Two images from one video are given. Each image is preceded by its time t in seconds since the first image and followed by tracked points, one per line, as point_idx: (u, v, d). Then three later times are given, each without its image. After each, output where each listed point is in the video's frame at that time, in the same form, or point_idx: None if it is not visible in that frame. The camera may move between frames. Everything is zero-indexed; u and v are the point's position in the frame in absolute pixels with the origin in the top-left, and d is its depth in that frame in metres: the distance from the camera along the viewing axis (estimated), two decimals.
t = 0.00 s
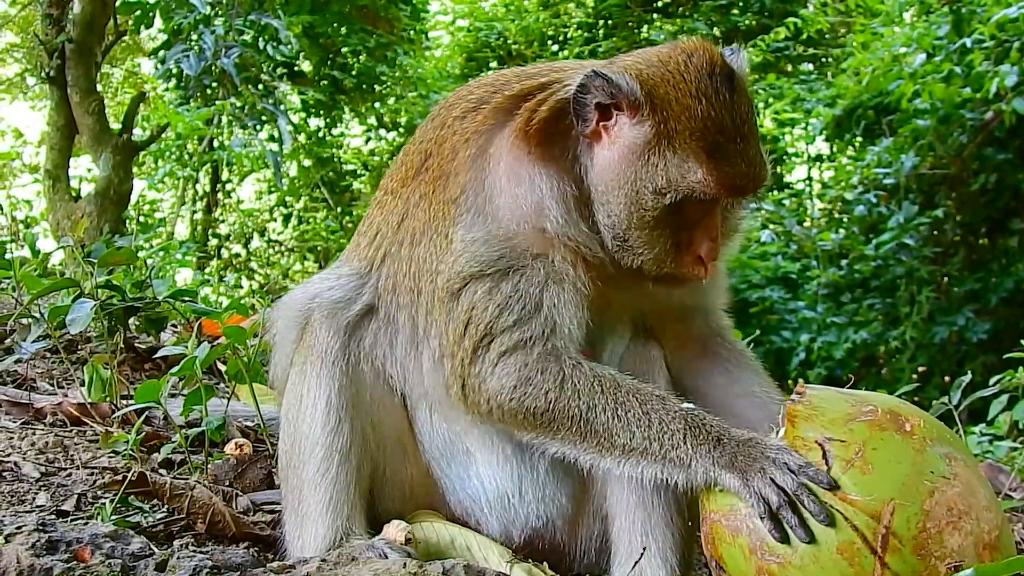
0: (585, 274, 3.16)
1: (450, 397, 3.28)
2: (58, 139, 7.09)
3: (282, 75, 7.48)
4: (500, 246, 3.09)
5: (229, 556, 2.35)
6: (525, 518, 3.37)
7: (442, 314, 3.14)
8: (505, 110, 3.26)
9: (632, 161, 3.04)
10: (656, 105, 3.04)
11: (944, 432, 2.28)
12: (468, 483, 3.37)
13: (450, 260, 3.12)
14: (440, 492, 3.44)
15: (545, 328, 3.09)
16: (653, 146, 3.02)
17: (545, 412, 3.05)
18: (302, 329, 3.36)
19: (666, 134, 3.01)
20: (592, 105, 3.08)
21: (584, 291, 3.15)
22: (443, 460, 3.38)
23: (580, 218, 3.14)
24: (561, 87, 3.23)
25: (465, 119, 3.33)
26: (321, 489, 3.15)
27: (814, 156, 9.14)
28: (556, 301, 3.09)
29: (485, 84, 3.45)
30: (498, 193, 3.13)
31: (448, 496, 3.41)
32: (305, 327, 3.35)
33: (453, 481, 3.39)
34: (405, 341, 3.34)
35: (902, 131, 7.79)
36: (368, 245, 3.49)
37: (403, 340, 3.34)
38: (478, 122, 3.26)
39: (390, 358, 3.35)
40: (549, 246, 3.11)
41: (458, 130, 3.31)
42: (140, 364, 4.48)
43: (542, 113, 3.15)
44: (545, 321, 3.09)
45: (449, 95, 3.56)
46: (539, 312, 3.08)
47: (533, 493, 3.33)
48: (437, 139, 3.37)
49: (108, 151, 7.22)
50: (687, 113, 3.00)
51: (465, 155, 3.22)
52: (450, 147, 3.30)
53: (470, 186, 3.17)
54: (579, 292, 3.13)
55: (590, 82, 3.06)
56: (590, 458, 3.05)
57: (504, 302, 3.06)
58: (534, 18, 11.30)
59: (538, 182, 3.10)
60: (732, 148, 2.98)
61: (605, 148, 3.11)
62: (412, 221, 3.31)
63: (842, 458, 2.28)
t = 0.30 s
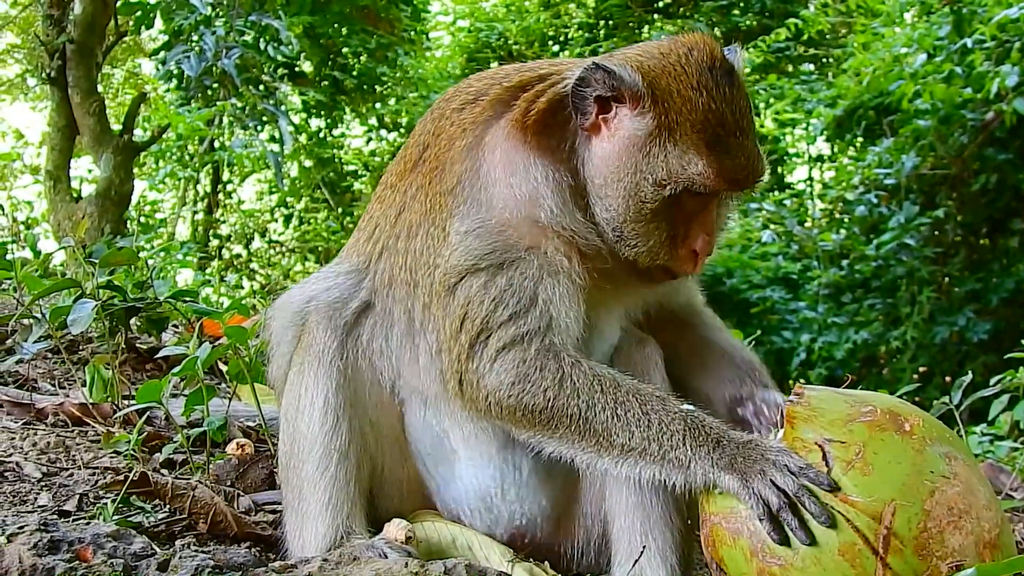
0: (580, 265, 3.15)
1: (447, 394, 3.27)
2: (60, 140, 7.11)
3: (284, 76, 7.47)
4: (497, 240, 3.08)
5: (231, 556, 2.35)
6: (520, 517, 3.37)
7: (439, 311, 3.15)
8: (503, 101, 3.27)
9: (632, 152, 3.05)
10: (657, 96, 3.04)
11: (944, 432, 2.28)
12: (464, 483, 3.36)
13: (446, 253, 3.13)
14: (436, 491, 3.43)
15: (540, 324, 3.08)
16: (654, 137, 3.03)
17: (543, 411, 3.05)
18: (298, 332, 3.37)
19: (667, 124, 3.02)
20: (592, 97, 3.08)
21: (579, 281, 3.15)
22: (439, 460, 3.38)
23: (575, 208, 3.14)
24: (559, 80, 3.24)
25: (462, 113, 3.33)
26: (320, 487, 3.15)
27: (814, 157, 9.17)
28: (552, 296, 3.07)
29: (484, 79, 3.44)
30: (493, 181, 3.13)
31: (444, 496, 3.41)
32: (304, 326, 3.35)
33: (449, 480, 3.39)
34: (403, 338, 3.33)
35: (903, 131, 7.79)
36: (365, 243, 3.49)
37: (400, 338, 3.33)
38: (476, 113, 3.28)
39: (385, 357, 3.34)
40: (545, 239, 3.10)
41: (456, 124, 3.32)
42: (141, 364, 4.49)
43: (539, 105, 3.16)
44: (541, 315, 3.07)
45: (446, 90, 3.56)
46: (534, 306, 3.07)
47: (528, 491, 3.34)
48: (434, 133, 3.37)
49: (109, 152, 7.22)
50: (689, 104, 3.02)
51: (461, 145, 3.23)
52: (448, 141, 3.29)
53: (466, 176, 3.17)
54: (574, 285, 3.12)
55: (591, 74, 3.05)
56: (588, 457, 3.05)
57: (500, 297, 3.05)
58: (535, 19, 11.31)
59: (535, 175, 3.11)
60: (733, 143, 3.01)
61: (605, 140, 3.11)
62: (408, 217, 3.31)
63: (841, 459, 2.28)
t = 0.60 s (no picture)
0: (589, 274, 3.16)
1: (445, 400, 3.27)
2: (60, 138, 7.10)
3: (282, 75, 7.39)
4: (503, 249, 3.10)
5: (233, 555, 2.35)
6: (522, 519, 3.38)
7: (441, 315, 3.15)
8: (499, 110, 3.29)
9: (630, 145, 3.10)
10: (641, 89, 3.15)
11: (945, 431, 2.29)
12: (465, 486, 3.36)
13: (451, 261, 3.13)
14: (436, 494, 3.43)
15: (545, 334, 3.09)
16: (646, 124, 3.10)
17: (544, 415, 3.04)
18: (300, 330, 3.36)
19: (656, 109, 3.11)
20: (581, 112, 3.14)
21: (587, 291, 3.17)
22: (438, 464, 3.36)
23: (586, 222, 3.15)
24: (550, 92, 3.25)
25: (462, 121, 3.34)
26: (321, 488, 3.16)
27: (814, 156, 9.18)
28: (558, 305, 3.10)
29: (481, 86, 3.45)
30: (502, 192, 3.14)
31: (445, 498, 3.41)
32: (303, 328, 3.35)
33: (450, 484, 3.38)
34: (401, 342, 3.31)
35: (902, 130, 7.80)
36: (366, 246, 3.48)
37: (399, 341, 3.32)
38: (478, 122, 3.28)
39: (385, 361, 3.32)
40: (551, 249, 3.11)
41: (456, 132, 3.33)
42: (141, 363, 4.50)
43: (537, 116, 3.18)
44: (546, 325, 3.09)
45: (444, 97, 3.57)
46: (540, 315, 3.09)
47: (530, 493, 3.35)
48: (434, 141, 3.38)
49: (109, 150, 7.22)
50: (675, 86, 3.13)
51: (467, 156, 3.23)
52: (450, 149, 3.30)
53: (473, 186, 3.18)
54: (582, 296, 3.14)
55: (572, 86, 3.12)
56: (589, 461, 3.05)
57: (505, 305, 3.06)
58: (534, 17, 11.30)
59: (541, 184, 3.12)
60: (725, 108, 3.11)
61: (605, 147, 3.14)
62: (410, 222, 3.31)
63: (843, 457, 2.29)
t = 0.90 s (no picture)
0: (589, 282, 3.14)
1: (444, 402, 3.26)
2: (59, 139, 7.10)
3: (282, 75, 7.43)
4: (503, 250, 3.09)
5: (233, 554, 2.34)
6: (522, 521, 3.37)
7: (441, 315, 3.15)
8: (511, 110, 3.29)
9: (643, 184, 3.06)
10: (667, 127, 3.06)
11: (947, 429, 2.28)
12: (463, 488, 3.35)
13: (453, 261, 3.13)
14: (436, 495, 3.43)
15: (545, 336, 3.08)
16: (665, 167, 3.04)
17: (543, 416, 3.04)
18: (300, 329, 3.36)
19: (678, 154, 3.04)
20: (602, 129, 3.09)
21: (586, 298, 3.14)
22: (437, 465, 3.36)
23: (586, 226, 3.12)
24: (570, 97, 3.20)
25: (470, 120, 3.34)
26: (321, 486, 3.16)
27: (813, 155, 9.17)
28: (558, 309, 3.09)
29: (496, 84, 3.44)
30: (504, 195, 3.13)
31: (444, 498, 3.40)
32: (304, 328, 3.35)
33: (449, 486, 3.38)
34: (401, 343, 3.31)
35: (902, 128, 7.79)
36: (368, 245, 3.48)
37: (399, 341, 3.31)
38: (487, 121, 3.29)
39: (385, 361, 3.33)
40: (551, 253, 3.10)
41: (464, 131, 3.33)
42: (141, 363, 4.49)
43: (552, 120, 3.14)
44: (546, 328, 3.08)
45: (454, 95, 3.56)
46: (540, 317, 3.08)
47: (530, 494, 3.34)
48: (442, 139, 3.38)
49: (109, 151, 7.22)
50: (702, 133, 3.04)
51: (472, 156, 3.23)
52: (457, 148, 3.30)
53: (476, 185, 3.18)
54: (582, 300, 3.13)
55: (598, 106, 3.07)
56: (589, 460, 3.05)
57: (505, 307, 3.06)
58: (534, 17, 11.31)
59: (544, 187, 3.10)
60: (746, 167, 3.05)
61: (616, 170, 3.11)
62: (413, 220, 3.31)
63: (845, 457, 2.28)
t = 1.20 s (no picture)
0: (588, 281, 3.13)
1: (443, 401, 3.25)
2: (60, 139, 7.10)
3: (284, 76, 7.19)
4: (502, 248, 3.08)
5: (232, 553, 2.33)
6: (521, 521, 3.36)
7: (440, 314, 3.14)
8: (516, 108, 3.27)
9: (647, 177, 3.06)
10: (676, 122, 3.04)
11: (948, 428, 2.27)
12: (462, 488, 3.35)
13: (452, 259, 3.12)
14: (435, 495, 3.43)
15: (544, 336, 3.07)
16: (670, 162, 3.04)
17: (543, 416, 3.04)
18: (299, 327, 3.36)
19: (685, 151, 3.02)
20: (610, 118, 3.09)
21: (586, 296, 3.14)
22: (436, 464, 3.36)
23: (586, 223, 3.12)
24: (578, 92, 3.20)
25: (472, 118, 3.33)
26: (320, 484, 3.16)
27: (815, 154, 9.17)
28: (557, 308, 3.08)
29: (501, 81, 3.43)
30: (503, 190, 3.13)
31: (443, 498, 3.39)
32: (303, 326, 3.34)
33: (447, 486, 3.37)
34: (400, 341, 3.31)
35: (904, 128, 7.78)
36: (367, 243, 3.47)
37: (398, 339, 3.31)
38: (490, 118, 3.28)
39: (384, 359, 3.33)
40: (550, 251, 3.09)
41: (464, 129, 3.32)
42: (141, 362, 4.49)
43: (557, 113, 3.14)
44: (545, 327, 3.07)
45: (456, 92, 3.55)
46: (539, 317, 3.07)
47: (529, 494, 3.34)
48: (443, 136, 3.36)
49: (110, 151, 7.22)
50: (710, 132, 3.02)
51: (472, 151, 3.22)
52: (458, 144, 3.29)
53: (476, 182, 3.17)
54: (582, 299, 3.13)
55: (610, 94, 3.08)
56: (588, 460, 3.05)
57: (504, 306, 3.05)
58: (535, 16, 11.31)
59: (544, 185, 3.10)
60: (750, 169, 3.03)
61: (620, 160, 3.10)
62: (412, 218, 3.30)
63: (846, 454, 2.28)
